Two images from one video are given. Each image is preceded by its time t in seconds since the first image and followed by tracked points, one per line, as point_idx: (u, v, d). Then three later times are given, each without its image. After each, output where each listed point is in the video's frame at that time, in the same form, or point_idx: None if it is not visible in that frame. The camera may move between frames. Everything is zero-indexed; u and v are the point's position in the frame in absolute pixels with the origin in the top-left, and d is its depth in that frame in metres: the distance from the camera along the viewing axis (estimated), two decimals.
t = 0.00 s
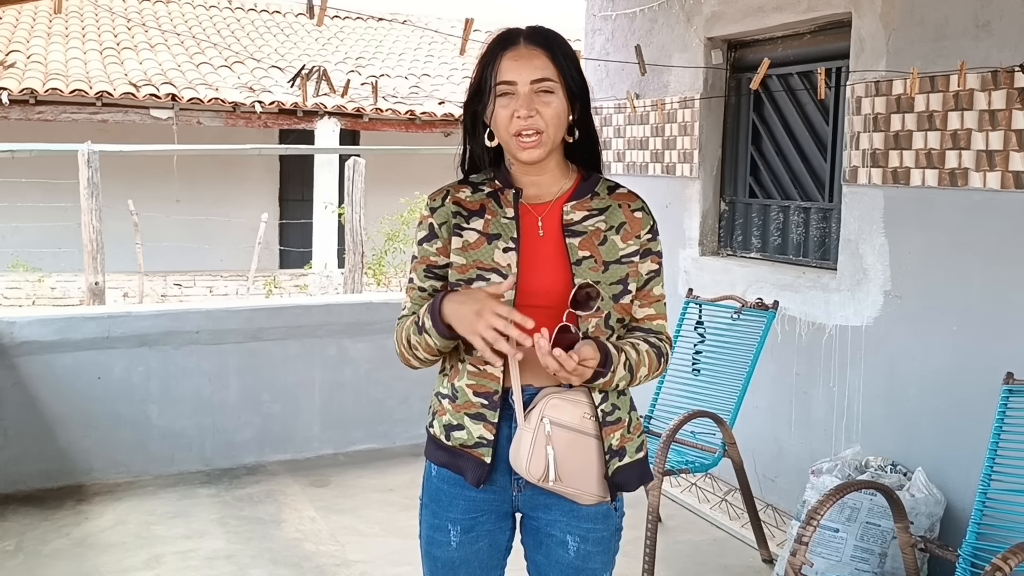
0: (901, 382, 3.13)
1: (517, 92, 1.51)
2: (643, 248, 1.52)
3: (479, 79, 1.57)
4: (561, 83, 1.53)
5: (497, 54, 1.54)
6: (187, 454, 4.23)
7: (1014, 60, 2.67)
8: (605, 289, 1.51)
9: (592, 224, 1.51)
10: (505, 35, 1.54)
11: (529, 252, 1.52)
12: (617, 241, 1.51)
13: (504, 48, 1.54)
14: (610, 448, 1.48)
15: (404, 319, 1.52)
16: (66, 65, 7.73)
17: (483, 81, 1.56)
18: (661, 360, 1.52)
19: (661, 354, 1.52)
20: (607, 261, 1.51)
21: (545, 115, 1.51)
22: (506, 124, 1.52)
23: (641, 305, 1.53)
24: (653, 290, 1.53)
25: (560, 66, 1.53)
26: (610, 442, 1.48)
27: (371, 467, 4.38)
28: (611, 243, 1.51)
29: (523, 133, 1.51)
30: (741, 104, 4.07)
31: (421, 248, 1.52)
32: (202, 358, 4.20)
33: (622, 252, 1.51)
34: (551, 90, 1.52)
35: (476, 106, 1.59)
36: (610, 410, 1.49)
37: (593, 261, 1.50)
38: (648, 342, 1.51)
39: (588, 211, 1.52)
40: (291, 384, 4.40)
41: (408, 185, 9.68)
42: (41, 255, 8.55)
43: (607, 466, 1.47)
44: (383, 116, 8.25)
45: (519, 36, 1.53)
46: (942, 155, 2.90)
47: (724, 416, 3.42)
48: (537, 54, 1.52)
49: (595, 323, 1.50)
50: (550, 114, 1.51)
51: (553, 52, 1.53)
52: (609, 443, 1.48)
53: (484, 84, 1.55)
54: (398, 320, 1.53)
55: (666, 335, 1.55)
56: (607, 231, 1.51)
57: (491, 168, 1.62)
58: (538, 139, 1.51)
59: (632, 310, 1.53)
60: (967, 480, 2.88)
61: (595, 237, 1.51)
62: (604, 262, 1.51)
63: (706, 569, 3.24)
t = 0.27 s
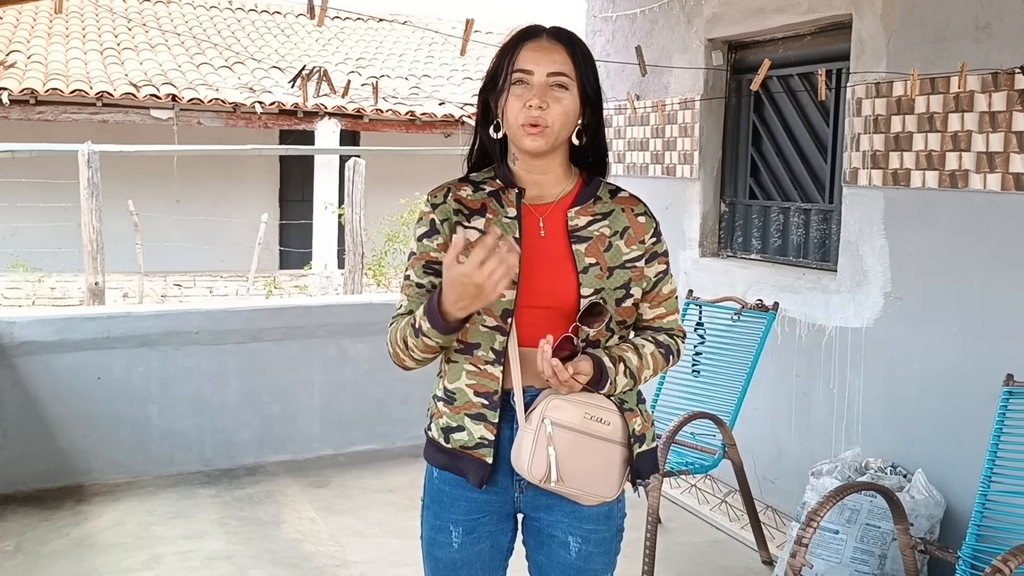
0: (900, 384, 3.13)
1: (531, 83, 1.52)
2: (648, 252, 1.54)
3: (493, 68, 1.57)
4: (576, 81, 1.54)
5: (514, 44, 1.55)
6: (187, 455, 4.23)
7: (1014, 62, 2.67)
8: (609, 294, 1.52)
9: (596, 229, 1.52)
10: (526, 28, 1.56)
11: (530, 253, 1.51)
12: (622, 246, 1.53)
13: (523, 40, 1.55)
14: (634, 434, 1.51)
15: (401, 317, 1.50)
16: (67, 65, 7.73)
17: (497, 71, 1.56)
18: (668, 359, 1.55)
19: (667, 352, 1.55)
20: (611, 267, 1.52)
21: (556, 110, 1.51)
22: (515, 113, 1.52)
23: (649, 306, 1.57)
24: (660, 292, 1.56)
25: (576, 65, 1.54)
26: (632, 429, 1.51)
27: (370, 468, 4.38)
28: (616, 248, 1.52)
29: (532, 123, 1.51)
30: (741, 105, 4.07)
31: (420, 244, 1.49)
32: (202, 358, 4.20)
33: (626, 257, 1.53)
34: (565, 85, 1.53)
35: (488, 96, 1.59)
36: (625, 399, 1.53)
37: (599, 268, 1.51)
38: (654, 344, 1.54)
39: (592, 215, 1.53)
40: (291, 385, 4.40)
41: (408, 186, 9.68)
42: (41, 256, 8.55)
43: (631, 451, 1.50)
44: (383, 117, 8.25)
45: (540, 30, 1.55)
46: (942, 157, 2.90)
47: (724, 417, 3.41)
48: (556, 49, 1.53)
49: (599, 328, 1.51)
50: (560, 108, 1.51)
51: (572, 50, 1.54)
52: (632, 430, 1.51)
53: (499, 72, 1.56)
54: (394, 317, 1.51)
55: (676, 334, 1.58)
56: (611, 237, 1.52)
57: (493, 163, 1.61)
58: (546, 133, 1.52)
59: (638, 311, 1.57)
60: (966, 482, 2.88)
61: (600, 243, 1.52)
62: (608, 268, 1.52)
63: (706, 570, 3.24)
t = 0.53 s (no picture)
0: (901, 385, 3.13)
1: (541, 78, 1.52)
2: (650, 257, 1.56)
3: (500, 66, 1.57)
4: (585, 79, 1.55)
5: (522, 42, 1.55)
6: (187, 455, 4.23)
7: (1015, 63, 2.67)
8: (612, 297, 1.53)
9: (601, 233, 1.52)
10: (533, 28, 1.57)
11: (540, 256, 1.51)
12: (626, 250, 1.54)
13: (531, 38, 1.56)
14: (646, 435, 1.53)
15: (405, 321, 1.50)
16: (67, 65, 7.73)
17: (504, 70, 1.56)
18: (666, 364, 1.56)
19: (666, 358, 1.56)
20: (616, 271, 1.53)
21: (567, 104, 1.51)
22: (526, 106, 1.51)
23: (648, 311, 1.58)
24: (659, 297, 1.58)
25: (584, 64, 1.55)
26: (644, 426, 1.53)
27: (370, 469, 4.38)
28: (620, 252, 1.53)
29: (544, 117, 1.50)
30: (741, 106, 4.07)
31: (423, 249, 1.48)
32: (202, 359, 4.20)
33: (629, 261, 1.54)
34: (574, 81, 1.53)
35: (495, 96, 1.58)
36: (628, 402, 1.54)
37: (604, 272, 1.52)
38: (654, 348, 1.55)
39: (597, 219, 1.53)
40: (291, 385, 4.40)
41: (408, 187, 9.68)
42: (41, 256, 8.55)
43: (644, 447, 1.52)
44: (383, 117, 8.25)
45: (548, 29, 1.56)
46: (943, 158, 2.90)
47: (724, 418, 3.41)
48: (565, 46, 1.54)
49: (602, 330, 1.53)
50: (572, 102, 1.51)
51: (580, 48, 1.56)
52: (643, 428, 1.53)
53: (507, 70, 1.55)
54: (398, 318, 1.51)
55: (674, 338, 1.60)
56: (615, 240, 1.53)
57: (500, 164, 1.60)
58: (557, 126, 1.50)
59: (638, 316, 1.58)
60: (966, 483, 2.88)
61: (604, 247, 1.52)
62: (612, 272, 1.53)
63: (706, 571, 3.23)
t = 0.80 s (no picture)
0: (901, 385, 3.13)
1: (537, 77, 1.52)
2: (650, 251, 1.55)
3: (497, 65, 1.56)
4: (581, 77, 1.55)
5: (518, 41, 1.55)
6: (186, 455, 4.23)
7: (1015, 63, 2.66)
8: (613, 294, 1.53)
9: (598, 229, 1.52)
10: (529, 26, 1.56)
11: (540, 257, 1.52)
12: (624, 245, 1.53)
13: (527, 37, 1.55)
14: (642, 440, 1.52)
15: (401, 318, 1.48)
16: (67, 65, 7.73)
17: (500, 69, 1.56)
18: (670, 360, 1.54)
19: (670, 353, 1.54)
20: (615, 266, 1.52)
21: (563, 102, 1.50)
22: (523, 106, 1.50)
23: (651, 306, 1.57)
24: (663, 291, 1.56)
25: (581, 62, 1.55)
26: (640, 434, 1.51)
27: (370, 469, 4.38)
28: (618, 247, 1.52)
29: (541, 116, 1.50)
30: (741, 106, 4.07)
31: (422, 245, 1.48)
32: (202, 359, 4.20)
33: (629, 256, 1.53)
34: (571, 79, 1.53)
35: (492, 96, 1.58)
36: (632, 404, 1.52)
37: (602, 268, 1.51)
38: (657, 343, 1.54)
39: (594, 216, 1.53)
40: (291, 385, 4.40)
41: (408, 186, 9.68)
42: (41, 256, 8.55)
43: (638, 453, 1.51)
44: (383, 117, 8.25)
45: (544, 27, 1.56)
46: (943, 158, 2.90)
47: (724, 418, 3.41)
48: (561, 44, 1.54)
49: (604, 326, 1.52)
50: (570, 100, 1.51)
51: (576, 46, 1.55)
52: (640, 435, 1.52)
53: (503, 70, 1.55)
54: (393, 316, 1.48)
55: (680, 333, 1.58)
56: (613, 236, 1.52)
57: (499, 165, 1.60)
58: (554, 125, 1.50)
59: (641, 311, 1.57)
60: (966, 484, 2.88)
61: (602, 243, 1.52)
62: (611, 268, 1.52)
63: (705, 571, 3.23)
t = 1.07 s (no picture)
0: (901, 385, 3.13)
1: (533, 78, 1.52)
2: (647, 250, 1.54)
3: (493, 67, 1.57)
4: (577, 77, 1.55)
5: (513, 44, 1.55)
6: (186, 455, 4.23)
7: (1015, 64, 2.66)
8: (608, 293, 1.52)
9: (594, 228, 1.52)
10: (524, 28, 1.57)
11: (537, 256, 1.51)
12: (620, 244, 1.52)
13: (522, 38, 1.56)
14: (631, 441, 1.50)
15: (400, 321, 1.49)
16: (67, 65, 7.73)
17: (495, 71, 1.56)
18: (666, 361, 1.52)
19: (666, 354, 1.52)
20: (610, 266, 1.51)
21: (559, 103, 1.51)
22: (518, 107, 1.51)
23: (649, 306, 1.56)
24: (660, 291, 1.55)
25: (576, 63, 1.55)
26: (632, 435, 1.50)
27: (370, 469, 4.38)
28: (614, 246, 1.52)
29: (537, 116, 1.50)
30: (741, 106, 4.07)
31: (419, 248, 1.49)
32: (201, 359, 4.20)
33: (626, 255, 1.52)
34: (566, 80, 1.53)
35: (488, 97, 1.58)
36: (626, 405, 1.51)
37: (596, 268, 1.51)
38: (652, 344, 1.52)
39: (590, 214, 1.52)
40: (291, 385, 4.40)
41: (408, 186, 9.68)
42: (41, 255, 8.55)
43: (627, 456, 1.50)
44: (383, 117, 8.25)
45: (539, 29, 1.56)
46: (943, 158, 2.90)
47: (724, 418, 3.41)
48: (556, 46, 1.54)
49: (599, 326, 1.53)
50: (565, 100, 1.51)
51: (571, 47, 1.56)
52: (631, 436, 1.50)
53: (498, 71, 1.55)
54: (393, 319, 1.50)
55: (679, 334, 1.56)
56: (608, 234, 1.52)
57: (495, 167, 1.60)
58: (549, 126, 1.51)
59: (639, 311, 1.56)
60: (966, 484, 2.88)
61: (597, 242, 1.51)
62: (606, 267, 1.51)
63: (704, 571, 3.23)
